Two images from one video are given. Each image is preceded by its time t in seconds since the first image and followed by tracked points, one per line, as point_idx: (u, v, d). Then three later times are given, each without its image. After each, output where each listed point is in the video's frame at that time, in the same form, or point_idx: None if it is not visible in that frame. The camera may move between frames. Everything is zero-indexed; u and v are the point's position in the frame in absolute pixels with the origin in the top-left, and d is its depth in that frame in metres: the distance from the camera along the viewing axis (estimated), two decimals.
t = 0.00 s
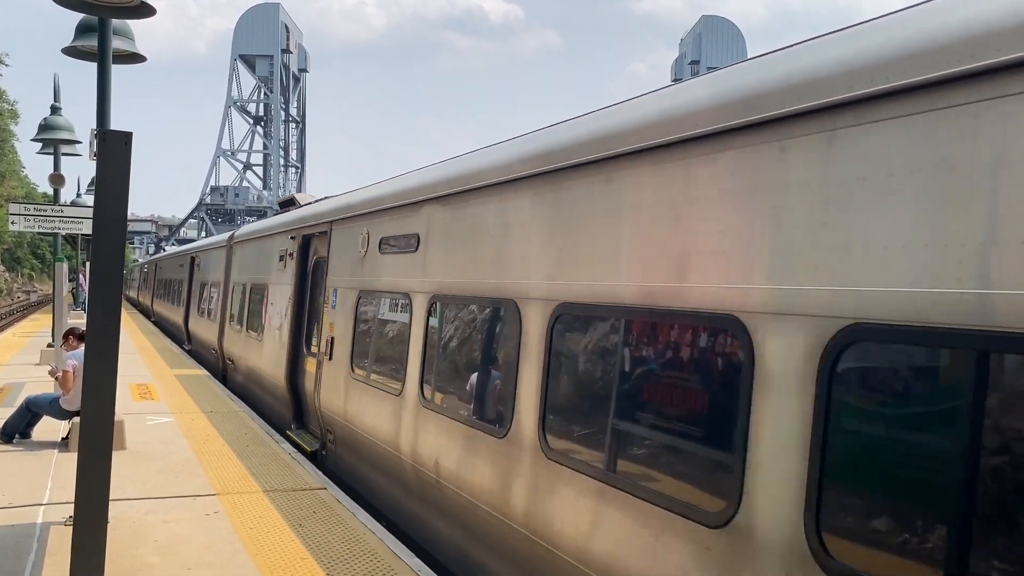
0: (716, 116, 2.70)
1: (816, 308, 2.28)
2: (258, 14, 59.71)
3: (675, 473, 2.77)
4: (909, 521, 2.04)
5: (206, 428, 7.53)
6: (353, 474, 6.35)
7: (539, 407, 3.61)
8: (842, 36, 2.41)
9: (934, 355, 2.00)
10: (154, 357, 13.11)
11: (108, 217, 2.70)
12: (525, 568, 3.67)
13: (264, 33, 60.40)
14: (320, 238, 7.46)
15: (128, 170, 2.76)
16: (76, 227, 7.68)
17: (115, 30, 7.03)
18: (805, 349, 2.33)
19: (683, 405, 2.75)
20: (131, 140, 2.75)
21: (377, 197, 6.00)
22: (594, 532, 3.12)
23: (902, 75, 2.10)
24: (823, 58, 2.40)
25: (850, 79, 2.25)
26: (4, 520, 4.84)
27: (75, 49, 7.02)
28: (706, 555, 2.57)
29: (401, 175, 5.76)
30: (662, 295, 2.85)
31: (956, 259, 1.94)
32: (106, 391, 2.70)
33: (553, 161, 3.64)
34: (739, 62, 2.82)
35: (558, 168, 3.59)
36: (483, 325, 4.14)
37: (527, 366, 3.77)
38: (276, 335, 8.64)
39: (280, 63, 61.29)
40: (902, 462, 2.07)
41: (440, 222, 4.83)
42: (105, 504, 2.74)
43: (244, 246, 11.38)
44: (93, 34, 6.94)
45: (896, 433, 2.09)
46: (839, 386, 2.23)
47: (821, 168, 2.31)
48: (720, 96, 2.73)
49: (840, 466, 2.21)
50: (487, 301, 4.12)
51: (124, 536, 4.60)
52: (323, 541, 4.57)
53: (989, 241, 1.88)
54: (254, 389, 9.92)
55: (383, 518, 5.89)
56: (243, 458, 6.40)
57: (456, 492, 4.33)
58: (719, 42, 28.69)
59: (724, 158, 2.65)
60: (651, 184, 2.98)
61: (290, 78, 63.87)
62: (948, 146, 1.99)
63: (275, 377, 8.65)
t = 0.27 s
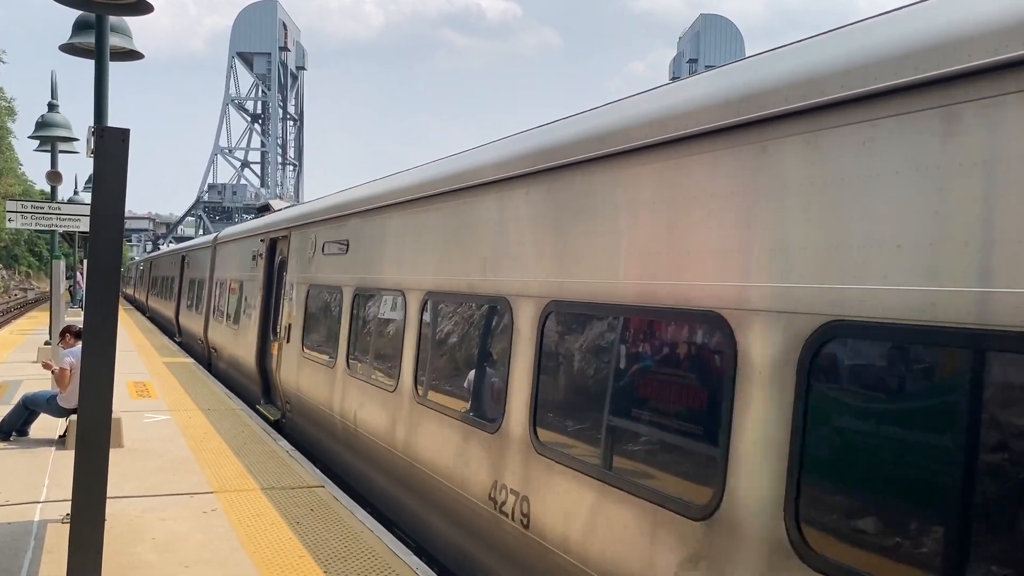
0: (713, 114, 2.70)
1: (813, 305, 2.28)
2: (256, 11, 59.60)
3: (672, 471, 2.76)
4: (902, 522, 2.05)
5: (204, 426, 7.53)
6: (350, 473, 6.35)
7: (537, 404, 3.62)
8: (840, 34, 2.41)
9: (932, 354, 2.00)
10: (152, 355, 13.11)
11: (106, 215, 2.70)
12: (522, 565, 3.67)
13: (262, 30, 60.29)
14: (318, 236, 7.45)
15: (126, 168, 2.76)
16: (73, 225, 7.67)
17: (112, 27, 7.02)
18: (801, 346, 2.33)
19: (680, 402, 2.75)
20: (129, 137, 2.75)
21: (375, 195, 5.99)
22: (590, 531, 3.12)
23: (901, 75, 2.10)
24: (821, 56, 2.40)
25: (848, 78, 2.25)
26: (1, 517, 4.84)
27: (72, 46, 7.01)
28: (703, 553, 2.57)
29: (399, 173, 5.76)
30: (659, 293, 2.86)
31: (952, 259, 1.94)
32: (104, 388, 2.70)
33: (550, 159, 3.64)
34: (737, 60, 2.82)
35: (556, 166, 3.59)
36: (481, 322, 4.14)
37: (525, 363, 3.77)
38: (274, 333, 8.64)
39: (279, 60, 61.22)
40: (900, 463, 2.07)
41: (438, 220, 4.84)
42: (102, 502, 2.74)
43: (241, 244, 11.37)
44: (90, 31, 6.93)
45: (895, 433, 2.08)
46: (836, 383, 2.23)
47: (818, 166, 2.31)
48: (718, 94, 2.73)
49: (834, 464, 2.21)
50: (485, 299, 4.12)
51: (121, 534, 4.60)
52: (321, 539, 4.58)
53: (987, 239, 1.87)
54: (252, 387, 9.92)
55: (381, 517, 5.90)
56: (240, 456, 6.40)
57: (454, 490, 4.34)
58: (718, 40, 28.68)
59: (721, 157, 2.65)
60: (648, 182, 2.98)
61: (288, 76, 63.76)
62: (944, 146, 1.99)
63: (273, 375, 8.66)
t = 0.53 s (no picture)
0: (711, 114, 2.70)
1: (812, 306, 2.28)
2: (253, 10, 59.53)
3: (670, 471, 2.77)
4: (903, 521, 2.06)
5: (201, 424, 7.53)
6: (347, 471, 6.36)
7: (533, 402, 3.62)
8: (839, 34, 2.42)
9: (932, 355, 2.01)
10: (148, 353, 13.09)
11: (103, 213, 2.70)
12: (518, 564, 3.68)
13: (260, 28, 60.22)
14: (316, 234, 7.45)
15: (124, 167, 2.76)
16: (70, 223, 7.65)
17: (109, 25, 7.01)
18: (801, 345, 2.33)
19: (678, 402, 2.75)
20: (126, 136, 2.74)
21: (373, 194, 5.99)
22: (587, 530, 3.13)
23: (899, 75, 2.11)
24: (820, 56, 2.40)
25: (847, 78, 2.26)
26: None
27: (69, 44, 7.00)
28: (699, 552, 2.57)
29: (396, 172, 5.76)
30: (656, 292, 2.86)
31: (951, 261, 1.95)
32: (101, 387, 2.70)
33: (547, 158, 3.64)
34: (735, 60, 2.83)
35: (554, 165, 3.59)
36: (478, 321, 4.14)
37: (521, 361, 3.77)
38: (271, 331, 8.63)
39: (276, 59, 61.16)
40: (901, 463, 2.07)
41: (435, 219, 4.84)
42: (99, 500, 2.74)
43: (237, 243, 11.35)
44: (87, 29, 6.92)
45: (895, 434, 2.09)
46: (838, 383, 2.24)
47: (817, 168, 2.31)
48: (716, 94, 2.73)
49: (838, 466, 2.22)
50: (482, 297, 4.12)
51: (118, 532, 4.60)
52: (318, 537, 4.58)
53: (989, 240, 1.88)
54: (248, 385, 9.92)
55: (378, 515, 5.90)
56: (237, 455, 6.40)
57: (451, 489, 4.35)
58: (716, 39, 28.69)
59: (721, 157, 2.65)
60: (646, 182, 2.98)
61: (285, 74, 63.68)
62: (944, 147, 2.00)
63: (270, 374, 8.65)
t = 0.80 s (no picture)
0: (711, 114, 2.70)
1: (808, 308, 2.28)
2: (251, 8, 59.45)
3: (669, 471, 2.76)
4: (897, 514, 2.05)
5: (198, 423, 7.52)
6: (345, 471, 6.35)
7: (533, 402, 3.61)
8: (839, 35, 2.41)
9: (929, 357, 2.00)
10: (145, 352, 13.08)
11: (99, 212, 2.69)
12: (516, 564, 3.68)
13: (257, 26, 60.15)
14: (313, 232, 7.44)
15: (120, 165, 2.75)
16: (67, 221, 7.64)
17: (107, 23, 7.00)
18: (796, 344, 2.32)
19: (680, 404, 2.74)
20: (122, 134, 2.74)
21: (371, 192, 5.98)
22: (585, 530, 3.13)
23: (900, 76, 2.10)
24: (820, 57, 2.39)
25: (848, 78, 2.25)
26: None
27: (66, 42, 6.98)
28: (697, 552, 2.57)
29: (394, 171, 5.75)
30: (656, 293, 2.86)
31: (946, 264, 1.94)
32: (97, 386, 2.69)
33: (546, 158, 3.64)
34: (734, 60, 2.82)
35: (553, 165, 3.58)
36: (477, 320, 4.15)
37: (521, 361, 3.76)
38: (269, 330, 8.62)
39: (273, 57, 61.09)
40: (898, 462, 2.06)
41: (433, 218, 4.83)
42: (95, 500, 2.73)
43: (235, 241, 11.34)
44: (84, 27, 6.90)
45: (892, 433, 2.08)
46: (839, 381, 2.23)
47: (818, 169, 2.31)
48: (716, 94, 2.72)
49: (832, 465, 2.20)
50: (481, 296, 4.11)
51: (115, 531, 4.59)
52: (315, 536, 4.58)
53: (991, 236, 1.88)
54: (246, 384, 9.90)
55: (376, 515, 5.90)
56: (235, 454, 6.39)
57: (449, 489, 4.34)
58: (714, 38, 28.71)
59: (720, 158, 2.65)
60: (646, 182, 2.98)
61: (283, 72, 63.61)
62: (944, 150, 1.99)
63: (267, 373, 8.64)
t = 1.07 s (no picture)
0: (711, 114, 2.69)
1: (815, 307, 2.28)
2: (248, 6, 59.35)
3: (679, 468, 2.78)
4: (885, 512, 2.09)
5: (195, 422, 7.50)
6: (342, 470, 6.34)
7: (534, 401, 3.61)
8: (839, 35, 2.40)
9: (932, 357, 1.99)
10: (142, 351, 13.06)
11: (96, 210, 2.68)
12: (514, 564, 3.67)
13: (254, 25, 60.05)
14: (310, 232, 7.42)
15: (117, 163, 2.74)
16: (64, 220, 7.62)
17: (103, 21, 6.98)
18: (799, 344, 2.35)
19: (697, 399, 2.79)
20: (119, 132, 2.73)
21: (369, 192, 5.97)
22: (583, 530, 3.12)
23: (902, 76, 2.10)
24: (821, 57, 2.39)
25: (849, 78, 2.25)
26: None
27: (62, 40, 6.96)
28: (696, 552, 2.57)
29: (392, 170, 5.75)
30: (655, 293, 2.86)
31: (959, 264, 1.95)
32: (94, 385, 2.69)
33: (545, 158, 3.63)
34: (734, 59, 2.81)
35: (552, 165, 3.58)
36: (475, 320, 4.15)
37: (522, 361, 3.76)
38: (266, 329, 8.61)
39: (270, 55, 60.99)
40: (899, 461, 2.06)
41: (431, 218, 4.83)
42: (92, 499, 2.72)
43: (232, 240, 11.32)
44: (80, 25, 6.88)
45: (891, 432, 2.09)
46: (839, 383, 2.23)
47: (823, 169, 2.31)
48: (717, 94, 2.72)
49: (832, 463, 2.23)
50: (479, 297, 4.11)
51: (112, 531, 4.58)
52: (312, 536, 4.57)
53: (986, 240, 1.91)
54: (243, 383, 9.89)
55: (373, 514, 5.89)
56: (232, 453, 6.38)
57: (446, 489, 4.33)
58: (711, 38, 28.71)
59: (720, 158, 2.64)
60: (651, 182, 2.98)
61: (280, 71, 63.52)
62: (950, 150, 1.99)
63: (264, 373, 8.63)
